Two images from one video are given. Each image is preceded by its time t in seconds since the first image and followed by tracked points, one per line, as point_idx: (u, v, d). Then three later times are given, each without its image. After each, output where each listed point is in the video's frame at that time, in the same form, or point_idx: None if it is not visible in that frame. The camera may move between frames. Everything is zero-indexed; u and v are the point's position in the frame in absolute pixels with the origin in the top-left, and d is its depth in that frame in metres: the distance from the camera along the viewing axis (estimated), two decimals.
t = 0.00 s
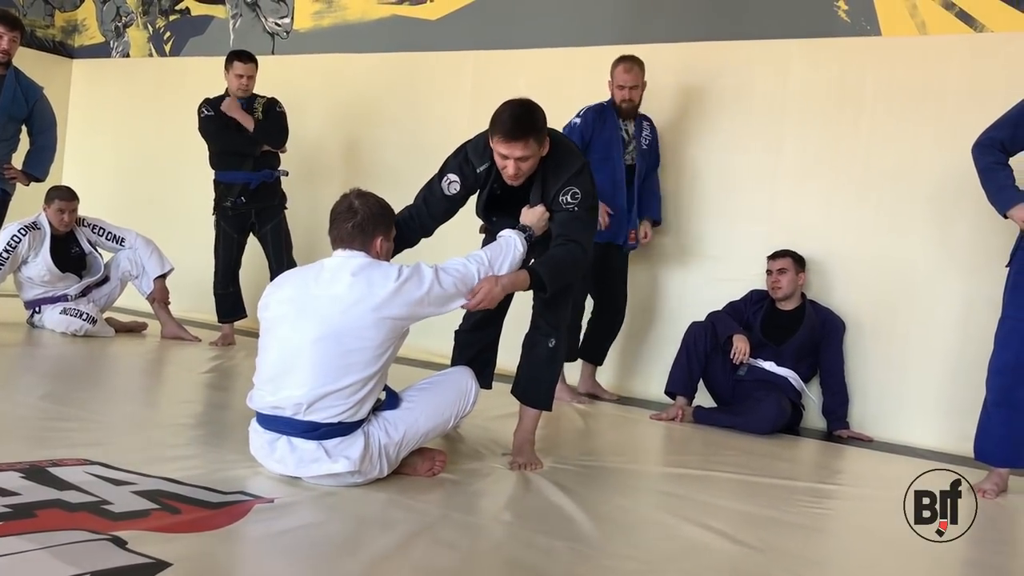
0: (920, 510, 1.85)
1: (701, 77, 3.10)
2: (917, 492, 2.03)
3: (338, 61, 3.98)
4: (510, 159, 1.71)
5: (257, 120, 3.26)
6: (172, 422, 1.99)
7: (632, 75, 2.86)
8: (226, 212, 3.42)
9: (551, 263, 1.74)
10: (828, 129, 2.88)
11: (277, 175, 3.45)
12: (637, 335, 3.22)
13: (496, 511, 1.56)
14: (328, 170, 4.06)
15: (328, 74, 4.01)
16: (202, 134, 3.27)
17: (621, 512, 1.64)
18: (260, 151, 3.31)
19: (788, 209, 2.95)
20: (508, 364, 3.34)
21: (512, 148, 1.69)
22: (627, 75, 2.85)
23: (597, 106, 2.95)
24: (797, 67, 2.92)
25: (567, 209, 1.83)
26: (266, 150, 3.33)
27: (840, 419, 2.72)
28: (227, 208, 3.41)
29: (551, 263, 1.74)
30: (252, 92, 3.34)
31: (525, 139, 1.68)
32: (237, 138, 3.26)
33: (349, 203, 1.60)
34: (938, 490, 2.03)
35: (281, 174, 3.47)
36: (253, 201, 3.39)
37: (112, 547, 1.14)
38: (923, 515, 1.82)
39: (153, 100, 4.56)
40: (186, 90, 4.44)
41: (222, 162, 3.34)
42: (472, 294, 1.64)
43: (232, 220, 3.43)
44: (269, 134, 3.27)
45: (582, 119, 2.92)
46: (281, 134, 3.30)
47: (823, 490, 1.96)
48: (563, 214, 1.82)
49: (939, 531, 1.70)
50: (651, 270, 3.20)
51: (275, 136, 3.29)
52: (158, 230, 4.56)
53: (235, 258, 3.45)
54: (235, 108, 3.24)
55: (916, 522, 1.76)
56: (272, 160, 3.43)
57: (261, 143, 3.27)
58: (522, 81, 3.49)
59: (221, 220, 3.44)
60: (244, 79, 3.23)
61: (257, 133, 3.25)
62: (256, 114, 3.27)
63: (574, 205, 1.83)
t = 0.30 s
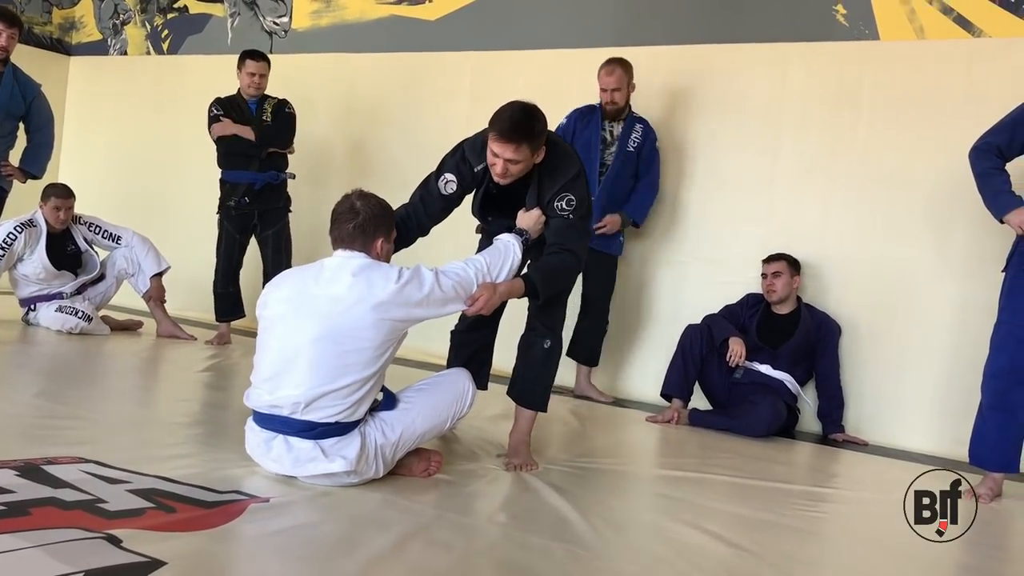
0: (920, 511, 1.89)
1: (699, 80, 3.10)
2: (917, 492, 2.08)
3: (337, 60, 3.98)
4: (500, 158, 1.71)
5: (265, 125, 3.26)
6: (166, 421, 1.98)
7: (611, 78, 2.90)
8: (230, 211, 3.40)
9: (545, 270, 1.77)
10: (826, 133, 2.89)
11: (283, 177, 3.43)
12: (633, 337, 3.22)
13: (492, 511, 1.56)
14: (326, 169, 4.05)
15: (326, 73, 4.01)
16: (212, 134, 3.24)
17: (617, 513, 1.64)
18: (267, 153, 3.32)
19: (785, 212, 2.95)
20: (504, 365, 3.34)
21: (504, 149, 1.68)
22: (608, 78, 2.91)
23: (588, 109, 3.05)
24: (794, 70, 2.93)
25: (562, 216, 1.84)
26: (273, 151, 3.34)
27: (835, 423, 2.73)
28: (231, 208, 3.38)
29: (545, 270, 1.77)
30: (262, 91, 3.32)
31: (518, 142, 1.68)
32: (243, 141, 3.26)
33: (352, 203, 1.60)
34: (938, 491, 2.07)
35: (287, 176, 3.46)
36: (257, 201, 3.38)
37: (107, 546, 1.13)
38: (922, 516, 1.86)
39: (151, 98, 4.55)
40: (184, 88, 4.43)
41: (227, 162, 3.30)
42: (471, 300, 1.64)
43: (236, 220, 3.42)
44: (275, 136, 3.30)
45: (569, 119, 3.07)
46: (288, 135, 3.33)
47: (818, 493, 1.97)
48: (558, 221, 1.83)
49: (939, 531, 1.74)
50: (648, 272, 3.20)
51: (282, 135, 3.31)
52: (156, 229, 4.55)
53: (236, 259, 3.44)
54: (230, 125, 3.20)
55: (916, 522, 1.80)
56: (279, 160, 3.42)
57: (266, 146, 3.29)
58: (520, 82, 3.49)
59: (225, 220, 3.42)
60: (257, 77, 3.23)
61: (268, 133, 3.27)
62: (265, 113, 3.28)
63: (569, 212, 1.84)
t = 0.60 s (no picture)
0: (919, 511, 1.91)
1: (698, 81, 3.10)
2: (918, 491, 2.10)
3: (337, 58, 3.97)
4: (500, 158, 1.71)
5: (285, 125, 3.26)
6: (163, 418, 1.98)
7: (564, 83, 2.92)
8: (244, 210, 3.38)
9: (544, 270, 1.77)
10: (825, 136, 2.89)
11: (300, 177, 3.43)
12: (631, 337, 3.23)
13: (487, 511, 1.56)
14: (326, 168, 4.05)
15: (326, 72, 4.00)
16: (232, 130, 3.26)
17: (613, 513, 1.64)
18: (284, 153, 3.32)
19: (784, 214, 2.95)
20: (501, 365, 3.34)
21: (504, 148, 1.68)
22: (560, 82, 2.92)
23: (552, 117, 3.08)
24: (794, 72, 2.93)
25: (562, 215, 1.84)
26: (291, 152, 3.34)
27: (832, 425, 2.73)
28: (247, 206, 3.37)
29: (544, 270, 1.77)
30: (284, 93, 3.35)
31: (518, 141, 1.68)
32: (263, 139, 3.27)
33: (353, 202, 1.60)
34: (938, 490, 2.10)
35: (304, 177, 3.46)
36: (272, 200, 3.37)
37: (103, 542, 1.13)
38: (923, 516, 1.88)
39: (150, 94, 4.55)
40: (183, 85, 4.42)
41: (245, 160, 3.31)
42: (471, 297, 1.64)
43: (249, 219, 3.39)
44: (297, 137, 3.30)
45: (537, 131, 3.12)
46: (309, 137, 3.33)
47: (815, 495, 1.97)
48: (558, 220, 1.83)
49: (939, 531, 1.76)
50: (646, 273, 3.20)
51: (304, 136, 3.31)
52: (154, 226, 4.54)
53: (247, 257, 3.40)
54: (249, 124, 3.22)
55: (916, 522, 1.83)
56: (296, 162, 3.41)
57: (285, 146, 3.28)
58: (520, 82, 3.49)
59: (238, 218, 3.40)
60: (280, 75, 3.24)
61: (288, 133, 3.26)
62: (287, 113, 3.30)
63: (569, 211, 1.84)
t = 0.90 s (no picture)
0: (919, 511, 1.91)
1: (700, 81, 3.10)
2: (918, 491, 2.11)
3: (339, 55, 3.97)
4: (503, 154, 1.71)
5: (307, 125, 3.26)
6: (161, 414, 1.98)
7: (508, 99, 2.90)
8: (259, 206, 3.36)
9: (563, 262, 1.81)
10: (826, 137, 2.89)
11: (318, 179, 3.43)
12: (628, 337, 3.23)
13: (486, 509, 1.56)
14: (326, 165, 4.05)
15: (327, 69, 4.00)
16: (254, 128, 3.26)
17: (612, 513, 1.64)
18: (305, 154, 3.32)
19: (785, 214, 2.95)
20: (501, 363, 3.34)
21: (508, 143, 1.68)
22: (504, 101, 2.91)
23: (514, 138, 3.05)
24: (795, 73, 2.93)
25: (568, 217, 1.85)
26: (311, 153, 3.34)
27: (831, 426, 2.73)
28: (261, 203, 3.35)
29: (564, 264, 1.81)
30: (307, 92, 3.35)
31: (521, 137, 1.68)
32: (285, 139, 3.27)
33: (352, 199, 1.60)
34: (937, 490, 2.11)
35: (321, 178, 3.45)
36: (288, 200, 3.36)
37: (103, 539, 1.13)
38: (923, 517, 1.89)
39: (151, 90, 4.54)
40: (184, 81, 4.42)
41: (265, 157, 3.31)
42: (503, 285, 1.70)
43: (263, 216, 3.38)
44: (317, 138, 3.29)
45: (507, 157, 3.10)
46: (330, 139, 3.33)
47: (814, 495, 1.97)
48: (564, 222, 1.85)
49: (939, 531, 1.77)
50: (646, 272, 3.20)
51: (325, 138, 3.32)
52: (155, 222, 4.54)
53: (257, 253, 3.38)
54: (271, 121, 3.19)
55: (917, 522, 1.84)
56: (315, 163, 3.41)
57: (307, 147, 3.29)
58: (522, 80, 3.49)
59: (252, 214, 3.38)
60: (302, 73, 3.25)
61: (310, 134, 3.26)
62: (309, 113, 3.30)
63: (574, 213, 1.85)
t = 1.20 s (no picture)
0: (919, 512, 1.92)
1: (701, 81, 3.10)
2: (919, 492, 2.11)
3: (340, 55, 3.97)
4: (502, 150, 1.71)
5: (319, 129, 3.26)
6: (161, 413, 1.98)
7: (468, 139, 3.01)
8: (263, 204, 3.34)
9: (586, 255, 1.87)
10: (826, 137, 2.89)
11: (324, 181, 3.41)
12: (627, 337, 3.23)
13: (485, 509, 1.56)
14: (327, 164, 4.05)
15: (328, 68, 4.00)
16: (265, 125, 3.24)
17: (612, 513, 1.64)
18: (314, 156, 3.32)
19: (786, 214, 2.95)
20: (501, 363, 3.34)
21: (507, 140, 1.69)
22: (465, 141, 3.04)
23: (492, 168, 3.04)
24: (796, 74, 2.93)
25: (577, 214, 1.88)
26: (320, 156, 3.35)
27: (831, 426, 2.73)
28: (266, 202, 3.34)
29: (589, 258, 1.87)
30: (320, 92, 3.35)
31: (520, 134, 1.68)
32: (296, 141, 3.27)
33: (350, 197, 1.60)
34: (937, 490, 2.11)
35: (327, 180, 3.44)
36: (293, 200, 3.35)
37: (104, 538, 1.13)
38: (923, 517, 1.89)
39: (152, 89, 4.54)
40: (185, 80, 4.42)
41: (273, 156, 3.31)
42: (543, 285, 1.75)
43: (265, 214, 3.37)
44: (326, 143, 3.30)
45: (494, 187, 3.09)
46: (339, 142, 3.34)
47: (814, 496, 1.97)
48: (577, 222, 1.88)
49: (939, 531, 1.78)
50: (646, 272, 3.20)
51: (335, 142, 3.33)
52: (155, 221, 4.54)
53: (258, 251, 3.37)
54: (284, 121, 3.18)
55: (916, 522, 1.84)
56: (323, 165, 3.39)
57: (317, 150, 3.29)
58: (524, 80, 3.49)
59: (255, 211, 3.37)
60: (314, 73, 3.24)
61: (322, 138, 3.28)
62: (321, 115, 3.30)
63: (583, 210, 1.88)
